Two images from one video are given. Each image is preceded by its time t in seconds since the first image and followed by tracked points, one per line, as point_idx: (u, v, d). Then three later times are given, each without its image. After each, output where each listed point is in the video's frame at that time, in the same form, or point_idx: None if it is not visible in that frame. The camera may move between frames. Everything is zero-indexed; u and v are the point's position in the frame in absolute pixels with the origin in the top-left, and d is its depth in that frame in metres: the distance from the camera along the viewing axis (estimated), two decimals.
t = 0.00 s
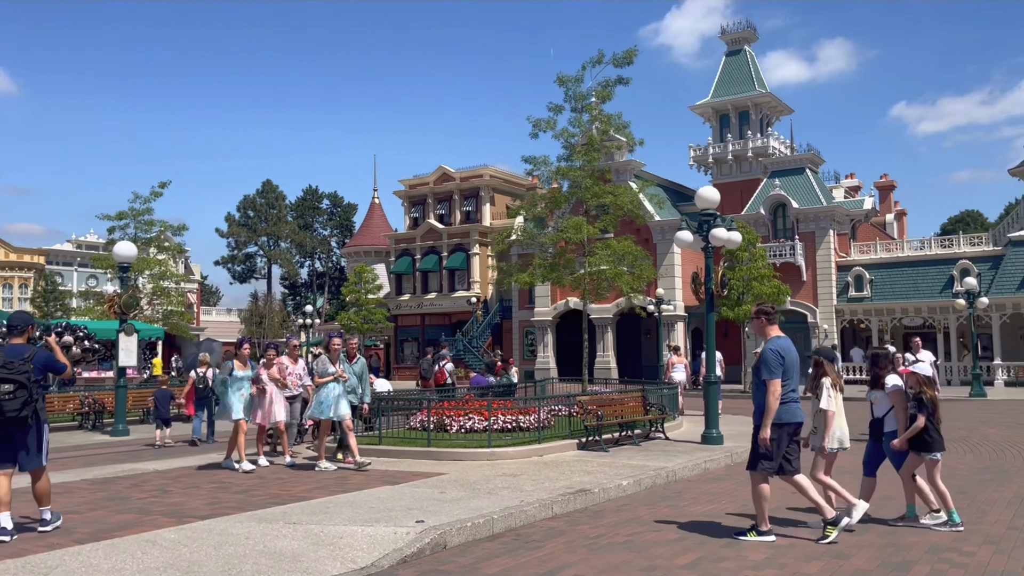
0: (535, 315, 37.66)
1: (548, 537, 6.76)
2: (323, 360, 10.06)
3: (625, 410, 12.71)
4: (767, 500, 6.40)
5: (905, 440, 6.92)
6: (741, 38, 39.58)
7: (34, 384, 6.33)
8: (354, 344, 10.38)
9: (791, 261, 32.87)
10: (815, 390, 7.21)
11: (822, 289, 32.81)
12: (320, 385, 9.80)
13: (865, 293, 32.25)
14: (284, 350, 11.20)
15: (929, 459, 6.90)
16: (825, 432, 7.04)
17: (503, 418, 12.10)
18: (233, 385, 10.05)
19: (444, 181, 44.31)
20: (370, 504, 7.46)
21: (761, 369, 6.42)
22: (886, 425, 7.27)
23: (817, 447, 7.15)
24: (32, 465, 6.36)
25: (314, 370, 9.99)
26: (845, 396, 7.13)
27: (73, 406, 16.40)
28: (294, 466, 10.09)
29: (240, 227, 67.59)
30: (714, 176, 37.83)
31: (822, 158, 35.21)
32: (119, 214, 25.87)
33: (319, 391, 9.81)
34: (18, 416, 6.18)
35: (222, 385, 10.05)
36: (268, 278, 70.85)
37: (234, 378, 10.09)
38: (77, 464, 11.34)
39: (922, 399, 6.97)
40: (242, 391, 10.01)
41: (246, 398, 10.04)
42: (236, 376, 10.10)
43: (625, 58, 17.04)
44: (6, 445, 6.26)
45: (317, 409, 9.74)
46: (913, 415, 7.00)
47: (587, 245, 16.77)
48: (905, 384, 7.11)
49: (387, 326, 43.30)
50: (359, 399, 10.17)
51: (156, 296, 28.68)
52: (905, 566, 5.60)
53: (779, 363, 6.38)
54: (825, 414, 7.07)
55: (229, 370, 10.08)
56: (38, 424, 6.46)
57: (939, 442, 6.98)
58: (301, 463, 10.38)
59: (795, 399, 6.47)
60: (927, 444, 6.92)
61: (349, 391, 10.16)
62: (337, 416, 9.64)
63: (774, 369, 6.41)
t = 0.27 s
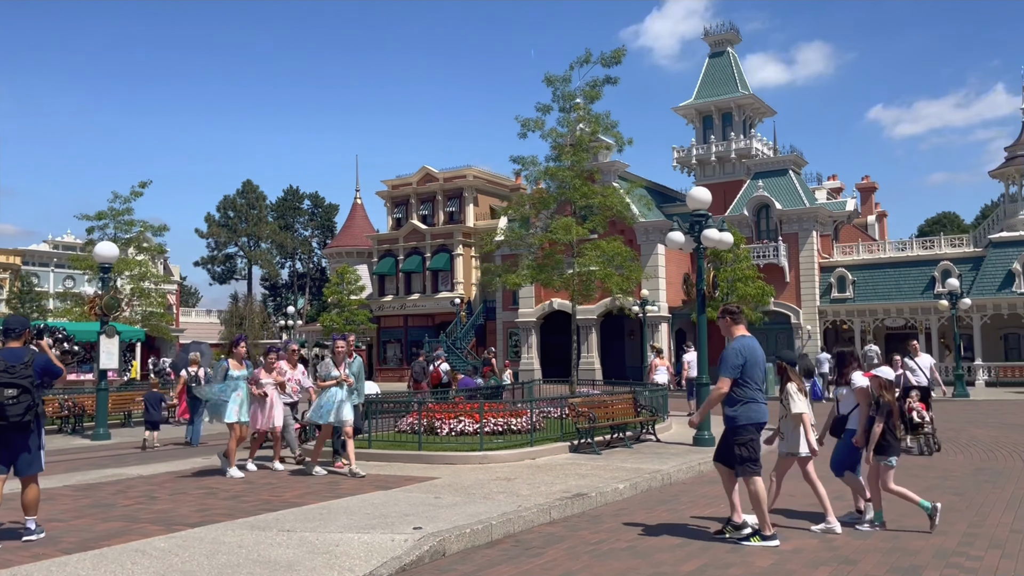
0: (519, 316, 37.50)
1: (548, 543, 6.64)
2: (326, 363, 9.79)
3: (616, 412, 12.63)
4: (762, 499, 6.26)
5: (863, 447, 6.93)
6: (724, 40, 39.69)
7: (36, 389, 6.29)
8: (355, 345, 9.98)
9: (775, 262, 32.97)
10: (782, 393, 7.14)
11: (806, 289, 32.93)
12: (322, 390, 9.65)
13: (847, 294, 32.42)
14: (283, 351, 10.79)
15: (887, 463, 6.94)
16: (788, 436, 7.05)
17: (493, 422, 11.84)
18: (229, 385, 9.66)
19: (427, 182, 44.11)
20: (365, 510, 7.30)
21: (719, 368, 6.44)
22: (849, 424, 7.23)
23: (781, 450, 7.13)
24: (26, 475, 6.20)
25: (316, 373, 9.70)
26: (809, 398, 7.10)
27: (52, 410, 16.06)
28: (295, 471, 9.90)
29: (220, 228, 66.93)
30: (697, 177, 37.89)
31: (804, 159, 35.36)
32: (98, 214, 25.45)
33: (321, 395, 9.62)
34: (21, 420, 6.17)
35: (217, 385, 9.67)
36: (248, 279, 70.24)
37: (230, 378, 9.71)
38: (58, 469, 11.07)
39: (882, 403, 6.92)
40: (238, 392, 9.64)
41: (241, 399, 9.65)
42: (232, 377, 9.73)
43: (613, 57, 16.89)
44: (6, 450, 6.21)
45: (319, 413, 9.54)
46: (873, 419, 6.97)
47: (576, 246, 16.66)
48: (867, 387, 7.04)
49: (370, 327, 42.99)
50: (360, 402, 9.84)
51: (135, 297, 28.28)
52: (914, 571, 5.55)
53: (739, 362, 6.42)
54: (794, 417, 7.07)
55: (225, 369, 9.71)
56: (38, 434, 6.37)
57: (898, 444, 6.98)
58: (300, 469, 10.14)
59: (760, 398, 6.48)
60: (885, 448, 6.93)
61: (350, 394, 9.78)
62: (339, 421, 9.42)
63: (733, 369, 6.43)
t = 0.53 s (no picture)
0: (503, 317, 37.37)
1: (549, 547, 6.54)
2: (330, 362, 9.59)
3: (607, 414, 12.57)
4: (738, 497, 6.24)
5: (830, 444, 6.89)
6: (708, 42, 39.81)
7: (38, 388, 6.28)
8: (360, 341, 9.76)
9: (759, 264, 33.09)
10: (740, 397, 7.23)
11: (789, 291, 33.07)
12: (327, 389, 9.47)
13: (830, 296, 32.60)
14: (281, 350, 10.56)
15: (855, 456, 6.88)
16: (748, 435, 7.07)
17: (485, 423, 11.68)
18: (230, 387, 9.47)
19: (410, 182, 43.92)
20: (360, 514, 7.16)
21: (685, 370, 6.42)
22: (813, 428, 7.21)
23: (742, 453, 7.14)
24: (24, 476, 6.15)
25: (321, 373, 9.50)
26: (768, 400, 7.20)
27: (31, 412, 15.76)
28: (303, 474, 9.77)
29: (200, 228, 66.28)
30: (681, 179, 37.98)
31: (788, 161, 35.51)
32: (78, 213, 25.07)
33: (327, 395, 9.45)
34: (25, 419, 6.14)
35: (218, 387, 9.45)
36: (228, 279, 69.65)
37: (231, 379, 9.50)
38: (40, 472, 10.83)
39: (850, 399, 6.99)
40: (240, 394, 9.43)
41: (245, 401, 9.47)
42: (232, 377, 9.51)
43: (602, 57, 16.79)
44: (5, 449, 6.15)
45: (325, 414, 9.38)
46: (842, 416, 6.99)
47: (565, 247, 16.60)
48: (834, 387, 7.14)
49: (353, 328, 42.70)
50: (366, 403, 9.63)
51: (116, 297, 27.89)
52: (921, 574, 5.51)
53: (705, 365, 6.39)
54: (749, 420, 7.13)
55: (224, 370, 9.48)
56: (38, 435, 6.33)
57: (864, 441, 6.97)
58: (305, 470, 10.01)
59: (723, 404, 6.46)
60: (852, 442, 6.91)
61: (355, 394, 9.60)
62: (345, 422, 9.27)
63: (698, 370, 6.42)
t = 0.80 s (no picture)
0: (485, 319, 37.18)
1: (547, 555, 6.40)
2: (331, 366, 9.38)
3: (596, 418, 12.43)
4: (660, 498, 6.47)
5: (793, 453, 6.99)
6: (690, 46, 39.90)
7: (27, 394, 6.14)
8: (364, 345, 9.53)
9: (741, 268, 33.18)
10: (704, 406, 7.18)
11: (770, 295, 33.19)
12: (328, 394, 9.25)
13: (811, 300, 32.75)
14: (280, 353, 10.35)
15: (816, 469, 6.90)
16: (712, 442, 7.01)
17: (473, 427, 11.57)
18: (230, 391, 9.30)
19: (391, 184, 43.64)
20: (352, 521, 6.98)
21: (656, 367, 6.59)
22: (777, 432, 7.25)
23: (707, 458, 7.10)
24: (8, 480, 5.97)
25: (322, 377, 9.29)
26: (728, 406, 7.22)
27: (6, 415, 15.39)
28: (301, 480, 9.59)
29: (176, 228, 65.45)
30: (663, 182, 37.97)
31: (769, 166, 35.66)
32: (53, 212, 24.58)
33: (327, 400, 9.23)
34: (15, 423, 5.99)
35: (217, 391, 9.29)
36: (205, 280, 68.88)
37: (231, 383, 9.32)
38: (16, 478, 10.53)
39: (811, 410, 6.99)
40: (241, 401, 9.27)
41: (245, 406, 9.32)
42: (233, 383, 9.34)
43: (589, 58, 16.67)
44: None
45: (325, 419, 9.16)
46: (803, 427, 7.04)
47: (553, 249, 16.48)
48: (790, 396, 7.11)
49: (332, 330, 42.32)
50: (371, 409, 9.39)
51: (92, 298, 27.40)
52: None
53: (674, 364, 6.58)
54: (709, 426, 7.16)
55: (225, 375, 9.29)
56: (26, 442, 6.16)
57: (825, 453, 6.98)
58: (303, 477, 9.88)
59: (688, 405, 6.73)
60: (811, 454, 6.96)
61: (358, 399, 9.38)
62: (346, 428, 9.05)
63: (669, 369, 6.60)
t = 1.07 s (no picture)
0: (464, 322, 37.04)
1: (542, 561, 6.31)
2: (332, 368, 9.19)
3: (582, 421, 12.35)
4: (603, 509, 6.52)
5: (755, 457, 6.87)
6: (670, 52, 40.07)
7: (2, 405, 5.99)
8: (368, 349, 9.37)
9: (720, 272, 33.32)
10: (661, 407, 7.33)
11: (749, 299, 33.39)
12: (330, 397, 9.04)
13: (789, 305, 32.99)
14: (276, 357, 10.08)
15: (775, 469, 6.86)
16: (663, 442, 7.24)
17: (458, 431, 11.51)
18: (231, 390, 9.17)
19: (370, 185, 43.40)
20: (341, 526, 6.85)
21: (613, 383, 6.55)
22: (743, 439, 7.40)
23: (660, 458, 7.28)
24: None
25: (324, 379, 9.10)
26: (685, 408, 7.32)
27: None
28: (299, 487, 9.37)
29: (151, 228, 64.58)
30: (642, 187, 37.90)
31: (748, 171, 35.88)
32: (26, 211, 24.11)
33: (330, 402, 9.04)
34: None
35: (217, 390, 9.14)
36: (179, 281, 68.09)
37: (231, 381, 9.19)
38: None
39: (773, 413, 6.96)
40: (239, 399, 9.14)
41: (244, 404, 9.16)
42: (235, 380, 9.20)
43: (574, 60, 16.62)
44: None
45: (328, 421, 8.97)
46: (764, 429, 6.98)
47: (538, 251, 16.43)
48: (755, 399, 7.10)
49: (310, 332, 41.92)
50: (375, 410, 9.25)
51: (65, 298, 26.92)
52: None
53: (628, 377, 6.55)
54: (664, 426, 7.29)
55: (225, 373, 9.15)
56: None
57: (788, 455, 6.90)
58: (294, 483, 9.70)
59: (643, 413, 6.70)
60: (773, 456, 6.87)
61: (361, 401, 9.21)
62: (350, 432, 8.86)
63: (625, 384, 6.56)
